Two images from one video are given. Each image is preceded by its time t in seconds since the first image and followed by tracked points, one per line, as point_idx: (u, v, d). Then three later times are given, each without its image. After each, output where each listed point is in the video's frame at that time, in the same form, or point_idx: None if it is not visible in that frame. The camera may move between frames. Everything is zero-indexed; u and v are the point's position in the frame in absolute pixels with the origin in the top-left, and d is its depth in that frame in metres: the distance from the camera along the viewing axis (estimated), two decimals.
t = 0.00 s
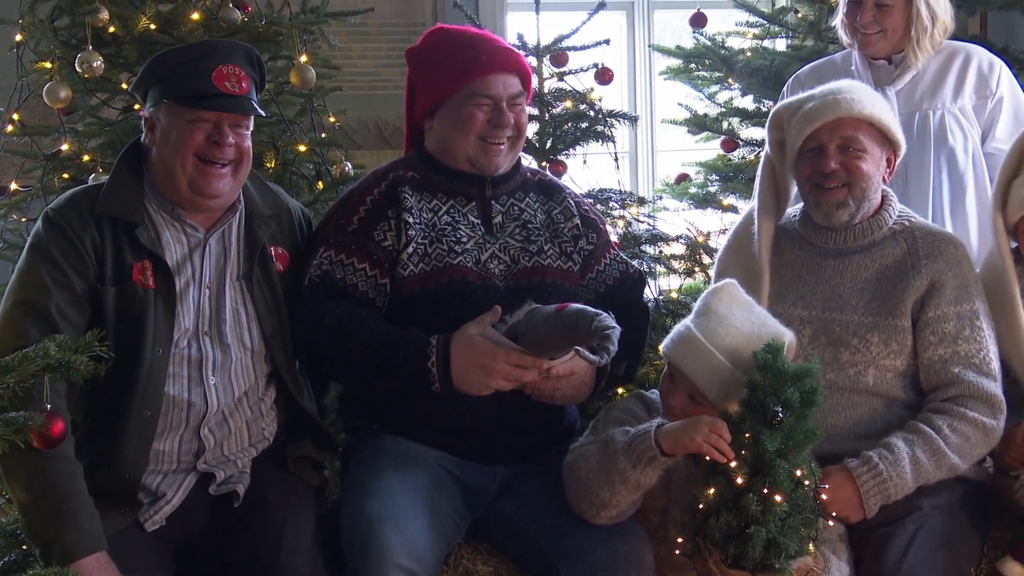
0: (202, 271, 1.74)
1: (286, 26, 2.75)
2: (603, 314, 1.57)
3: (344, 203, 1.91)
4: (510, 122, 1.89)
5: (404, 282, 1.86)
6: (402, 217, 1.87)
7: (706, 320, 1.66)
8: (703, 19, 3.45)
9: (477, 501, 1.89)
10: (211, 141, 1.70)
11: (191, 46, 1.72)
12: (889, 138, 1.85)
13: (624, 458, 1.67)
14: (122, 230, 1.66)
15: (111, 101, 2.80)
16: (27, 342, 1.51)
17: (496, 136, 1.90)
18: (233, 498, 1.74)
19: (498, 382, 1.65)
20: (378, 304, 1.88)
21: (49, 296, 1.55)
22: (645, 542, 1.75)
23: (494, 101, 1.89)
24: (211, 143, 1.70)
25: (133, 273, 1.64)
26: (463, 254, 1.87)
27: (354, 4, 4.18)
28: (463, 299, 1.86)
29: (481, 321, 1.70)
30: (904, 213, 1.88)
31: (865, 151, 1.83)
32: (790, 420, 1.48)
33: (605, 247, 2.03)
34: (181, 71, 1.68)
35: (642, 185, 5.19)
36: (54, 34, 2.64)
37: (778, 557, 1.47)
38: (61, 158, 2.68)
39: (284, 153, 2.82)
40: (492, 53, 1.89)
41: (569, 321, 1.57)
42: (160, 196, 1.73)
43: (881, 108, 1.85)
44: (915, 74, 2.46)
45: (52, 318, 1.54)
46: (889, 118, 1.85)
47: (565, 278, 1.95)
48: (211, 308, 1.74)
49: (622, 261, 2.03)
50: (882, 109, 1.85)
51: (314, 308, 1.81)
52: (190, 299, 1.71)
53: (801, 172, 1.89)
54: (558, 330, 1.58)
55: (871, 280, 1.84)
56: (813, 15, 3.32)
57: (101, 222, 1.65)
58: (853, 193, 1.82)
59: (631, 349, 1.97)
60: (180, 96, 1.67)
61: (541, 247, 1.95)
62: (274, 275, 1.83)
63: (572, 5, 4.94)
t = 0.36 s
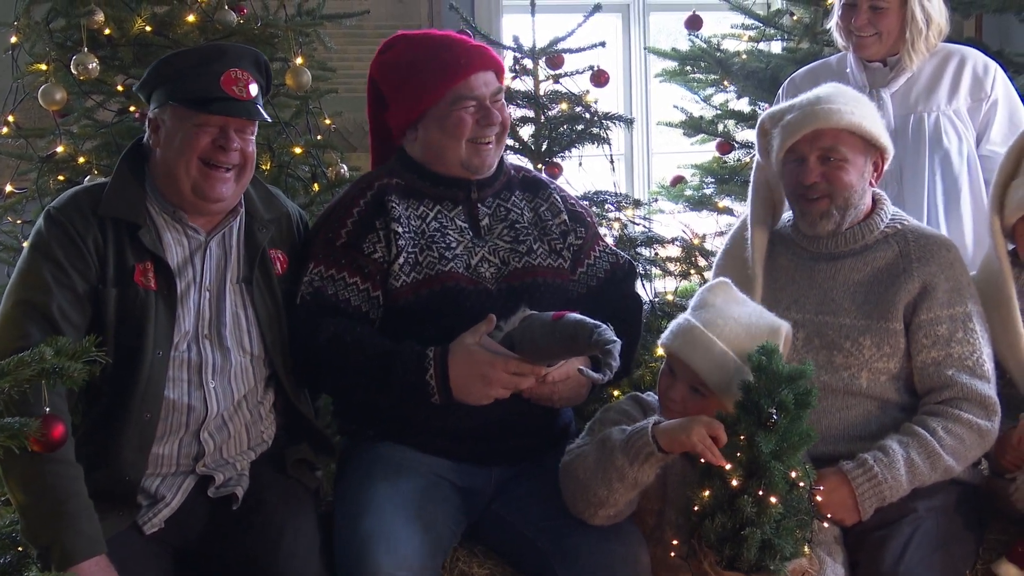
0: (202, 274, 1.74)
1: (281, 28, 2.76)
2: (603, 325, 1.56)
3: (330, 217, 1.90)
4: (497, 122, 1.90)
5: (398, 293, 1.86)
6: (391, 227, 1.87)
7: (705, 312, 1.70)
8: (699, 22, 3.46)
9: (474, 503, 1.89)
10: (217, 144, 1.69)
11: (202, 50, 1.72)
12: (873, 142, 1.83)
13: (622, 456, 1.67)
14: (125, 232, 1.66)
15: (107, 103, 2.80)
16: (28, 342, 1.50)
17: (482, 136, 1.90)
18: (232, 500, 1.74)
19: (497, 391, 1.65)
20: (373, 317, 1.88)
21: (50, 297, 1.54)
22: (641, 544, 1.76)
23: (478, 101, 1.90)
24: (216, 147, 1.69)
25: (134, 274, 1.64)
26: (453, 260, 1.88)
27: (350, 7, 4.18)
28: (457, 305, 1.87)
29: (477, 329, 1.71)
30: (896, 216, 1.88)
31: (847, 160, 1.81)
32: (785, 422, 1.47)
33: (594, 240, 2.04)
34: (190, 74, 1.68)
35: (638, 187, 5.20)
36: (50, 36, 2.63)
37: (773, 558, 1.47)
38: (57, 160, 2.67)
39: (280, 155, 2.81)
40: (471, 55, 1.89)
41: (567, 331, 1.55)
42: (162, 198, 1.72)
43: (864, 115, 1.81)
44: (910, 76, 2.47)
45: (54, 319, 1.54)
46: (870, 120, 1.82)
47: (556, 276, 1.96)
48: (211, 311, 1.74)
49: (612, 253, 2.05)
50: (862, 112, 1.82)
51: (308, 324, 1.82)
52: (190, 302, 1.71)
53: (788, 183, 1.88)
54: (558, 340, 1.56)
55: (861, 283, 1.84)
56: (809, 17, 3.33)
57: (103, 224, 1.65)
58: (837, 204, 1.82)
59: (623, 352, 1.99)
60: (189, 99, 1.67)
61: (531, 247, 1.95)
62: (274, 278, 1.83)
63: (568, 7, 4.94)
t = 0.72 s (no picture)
0: (196, 277, 1.74)
1: (277, 29, 2.74)
2: (594, 336, 1.55)
3: (324, 222, 1.90)
4: (496, 124, 1.89)
5: (392, 299, 1.86)
6: (387, 232, 1.87)
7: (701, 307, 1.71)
8: (694, 23, 3.46)
9: (469, 504, 1.88)
10: (214, 147, 1.69)
11: (200, 53, 1.72)
12: (858, 148, 1.82)
13: (616, 452, 1.68)
14: (118, 235, 1.66)
15: (102, 104, 2.80)
16: (21, 346, 1.51)
17: (481, 139, 1.90)
18: (227, 503, 1.73)
19: (490, 399, 1.65)
20: (368, 323, 1.88)
21: (42, 300, 1.55)
22: (636, 546, 1.76)
23: (477, 105, 1.90)
24: (215, 151, 1.69)
25: (127, 277, 1.64)
26: (448, 265, 1.88)
27: (346, 8, 4.18)
28: (453, 310, 1.86)
29: (471, 337, 1.71)
30: (888, 217, 1.89)
31: (829, 168, 1.81)
32: (778, 423, 1.48)
33: (592, 245, 2.04)
34: (189, 77, 1.69)
35: (633, 189, 5.20)
36: (45, 37, 2.63)
37: (767, 559, 1.47)
38: (52, 161, 2.67)
39: (275, 156, 2.81)
40: (468, 59, 1.90)
41: (558, 342, 1.54)
42: (156, 201, 1.72)
43: (849, 122, 1.81)
44: (905, 77, 2.47)
45: (46, 322, 1.54)
46: (857, 125, 1.81)
47: (552, 282, 1.95)
48: (204, 314, 1.74)
49: (610, 257, 2.05)
50: (849, 117, 1.82)
51: (302, 330, 1.82)
52: (184, 306, 1.71)
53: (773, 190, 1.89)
54: (549, 350, 1.55)
55: (850, 284, 1.85)
56: (804, 19, 3.33)
57: (96, 228, 1.65)
58: (818, 210, 1.82)
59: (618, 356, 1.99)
60: (188, 101, 1.67)
61: (527, 252, 1.94)
62: (267, 282, 1.83)
63: (564, 8, 4.94)
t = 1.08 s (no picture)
0: (189, 274, 1.74)
1: (273, 29, 2.73)
2: (590, 334, 1.55)
3: (325, 218, 1.90)
4: (497, 123, 1.89)
5: (390, 297, 1.85)
6: (387, 231, 1.87)
7: (680, 307, 1.76)
8: (690, 25, 3.46)
9: (465, 505, 1.88)
10: (202, 143, 1.69)
11: (186, 49, 1.72)
12: (820, 166, 1.81)
13: (610, 457, 1.68)
14: (111, 233, 1.65)
15: (97, 104, 2.79)
16: (16, 345, 1.51)
17: (482, 139, 1.90)
18: (222, 504, 1.73)
19: (487, 398, 1.66)
20: (365, 320, 1.87)
21: (35, 298, 1.55)
22: (632, 547, 1.76)
23: (478, 105, 1.90)
24: (204, 147, 1.69)
25: (120, 275, 1.64)
26: (447, 266, 1.87)
27: (342, 9, 4.18)
28: (449, 309, 1.86)
29: (469, 336, 1.72)
30: (886, 218, 1.89)
31: (791, 188, 1.84)
32: (771, 423, 1.48)
33: (592, 251, 2.03)
34: (172, 73, 1.68)
35: (629, 190, 5.20)
36: (40, 37, 2.63)
37: (762, 559, 1.47)
38: (47, 162, 2.67)
39: (271, 157, 2.81)
40: (472, 59, 1.90)
41: (554, 340, 1.55)
42: (147, 198, 1.72)
43: (807, 141, 1.81)
44: (900, 79, 2.47)
45: (40, 320, 1.54)
46: (820, 142, 1.81)
47: (551, 286, 1.95)
48: (198, 312, 1.74)
49: (610, 263, 2.03)
50: (810, 135, 1.81)
51: (298, 326, 1.81)
52: (177, 301, 1.71)
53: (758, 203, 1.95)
54: (545, 348, 1.56)
55: (845, 279, 1.85)
56: (800, 20, 3.33)
57: (89, 226, 1.64)
58: (787, 225, 1.88)
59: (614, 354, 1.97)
60: (175, 98, 1.67)
61: (526, 255, 1.94)
62: (262, 279, 1.83)
63: (560, 9, 4.94)
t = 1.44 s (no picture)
0: (185, 274, 1.74)
1: (270, 30, 2.73)
2: (586, 333, 1.53)
3: (322, 218, 1.90)
4: (493, 126, 1.89)
5: (386, 298, 1.86)
6: (384, 232, 1.86)
7: (644, 310, 1.79)
8: (687, 26, 3.47)
9: (461, 506, 1.88)
10: (204, 144, 1.69)
11: (184, 51, 1.72)
12: (787, 175, 1.82)
13: (601, 459, 1.68)
14: (106, 232, 1.65)
15: (93, 105, 2.79)
16: (14, 346, 1.51)
17: (478, 140, 1.89)
18: (218, 504, 1.73)
19: (482, 398, 1.65)
20: (361, 321, 1.87)
21: (32, 298, 1.55)
22: (628, 548, 1.76)
23: (475, 107, 1.90)
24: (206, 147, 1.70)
25: (116, 274, 1.64)
26: (443, 268, 1.87)
27: (338, 10, 4.18)
28: (444, 311, 1.86)
29: (464, 335, 1.72)
30: (876, 213, 1.88)
31: (763, 200, 1.86)
32: (767, 423, 1.49)
33: (588, 254, 2.03)
34: (170, 76, 1.68)
35: (626, 191, 5.21)
36: (36, 38, 2.63)
37: (758, 559, 1.47)
38: (43, 163, 2.66)
39: (267, 158, 2.81)
40: (468, 60, 1.90)
41: (549, 340, 1.52)
42: (144, 197, 1.72)
43: (769, 152, 1.82)
44: (895, 82, 2.47)
45: (38, 320, 1.54)
46: (782, 151, 1.81)
47: (547, 289, 1.95)
48: (194, 311, 1.74)
49: (606, 267, 2.04)
50: (771, 146, 1.83)
51: (294, 326, 1.82)
52: (173, 300, 1.71)
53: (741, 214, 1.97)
54: (540, 347, 1.54)
55: (834, 273, 1.85)
56: (796, 21, 3.34)
57: (85, 226, 1.64)
58: (767, 236, 1.91)
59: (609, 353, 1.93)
60: (175, 101, 1.67)
61: (522, 258, 1.94)
62: (258, 280, 1.83)
63: (556, 10, 4.94)
